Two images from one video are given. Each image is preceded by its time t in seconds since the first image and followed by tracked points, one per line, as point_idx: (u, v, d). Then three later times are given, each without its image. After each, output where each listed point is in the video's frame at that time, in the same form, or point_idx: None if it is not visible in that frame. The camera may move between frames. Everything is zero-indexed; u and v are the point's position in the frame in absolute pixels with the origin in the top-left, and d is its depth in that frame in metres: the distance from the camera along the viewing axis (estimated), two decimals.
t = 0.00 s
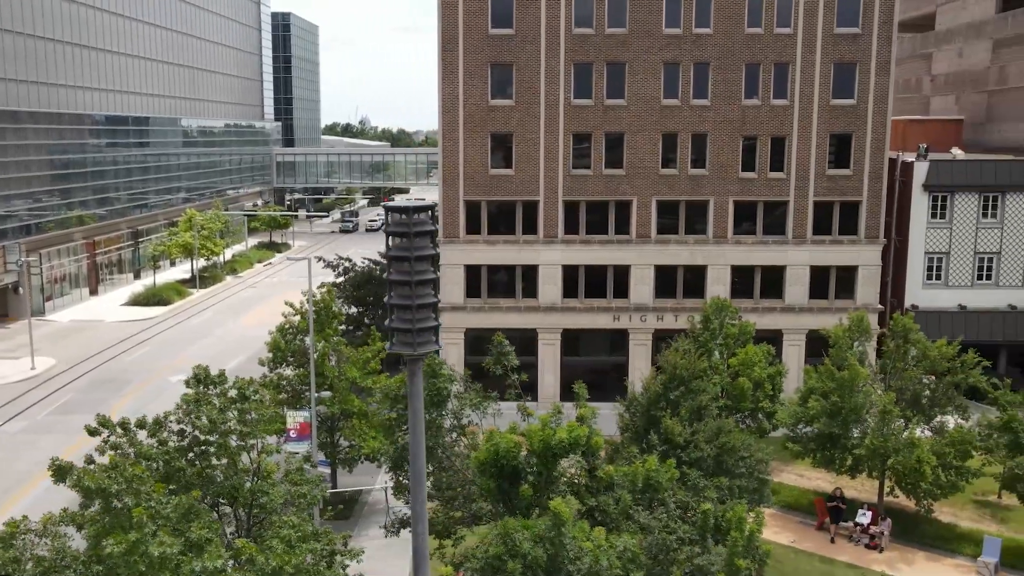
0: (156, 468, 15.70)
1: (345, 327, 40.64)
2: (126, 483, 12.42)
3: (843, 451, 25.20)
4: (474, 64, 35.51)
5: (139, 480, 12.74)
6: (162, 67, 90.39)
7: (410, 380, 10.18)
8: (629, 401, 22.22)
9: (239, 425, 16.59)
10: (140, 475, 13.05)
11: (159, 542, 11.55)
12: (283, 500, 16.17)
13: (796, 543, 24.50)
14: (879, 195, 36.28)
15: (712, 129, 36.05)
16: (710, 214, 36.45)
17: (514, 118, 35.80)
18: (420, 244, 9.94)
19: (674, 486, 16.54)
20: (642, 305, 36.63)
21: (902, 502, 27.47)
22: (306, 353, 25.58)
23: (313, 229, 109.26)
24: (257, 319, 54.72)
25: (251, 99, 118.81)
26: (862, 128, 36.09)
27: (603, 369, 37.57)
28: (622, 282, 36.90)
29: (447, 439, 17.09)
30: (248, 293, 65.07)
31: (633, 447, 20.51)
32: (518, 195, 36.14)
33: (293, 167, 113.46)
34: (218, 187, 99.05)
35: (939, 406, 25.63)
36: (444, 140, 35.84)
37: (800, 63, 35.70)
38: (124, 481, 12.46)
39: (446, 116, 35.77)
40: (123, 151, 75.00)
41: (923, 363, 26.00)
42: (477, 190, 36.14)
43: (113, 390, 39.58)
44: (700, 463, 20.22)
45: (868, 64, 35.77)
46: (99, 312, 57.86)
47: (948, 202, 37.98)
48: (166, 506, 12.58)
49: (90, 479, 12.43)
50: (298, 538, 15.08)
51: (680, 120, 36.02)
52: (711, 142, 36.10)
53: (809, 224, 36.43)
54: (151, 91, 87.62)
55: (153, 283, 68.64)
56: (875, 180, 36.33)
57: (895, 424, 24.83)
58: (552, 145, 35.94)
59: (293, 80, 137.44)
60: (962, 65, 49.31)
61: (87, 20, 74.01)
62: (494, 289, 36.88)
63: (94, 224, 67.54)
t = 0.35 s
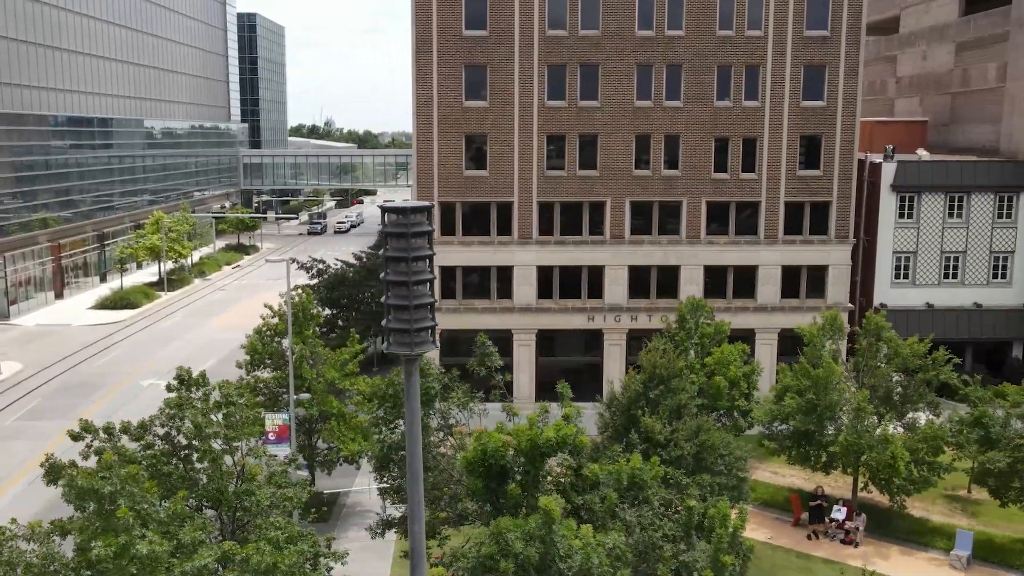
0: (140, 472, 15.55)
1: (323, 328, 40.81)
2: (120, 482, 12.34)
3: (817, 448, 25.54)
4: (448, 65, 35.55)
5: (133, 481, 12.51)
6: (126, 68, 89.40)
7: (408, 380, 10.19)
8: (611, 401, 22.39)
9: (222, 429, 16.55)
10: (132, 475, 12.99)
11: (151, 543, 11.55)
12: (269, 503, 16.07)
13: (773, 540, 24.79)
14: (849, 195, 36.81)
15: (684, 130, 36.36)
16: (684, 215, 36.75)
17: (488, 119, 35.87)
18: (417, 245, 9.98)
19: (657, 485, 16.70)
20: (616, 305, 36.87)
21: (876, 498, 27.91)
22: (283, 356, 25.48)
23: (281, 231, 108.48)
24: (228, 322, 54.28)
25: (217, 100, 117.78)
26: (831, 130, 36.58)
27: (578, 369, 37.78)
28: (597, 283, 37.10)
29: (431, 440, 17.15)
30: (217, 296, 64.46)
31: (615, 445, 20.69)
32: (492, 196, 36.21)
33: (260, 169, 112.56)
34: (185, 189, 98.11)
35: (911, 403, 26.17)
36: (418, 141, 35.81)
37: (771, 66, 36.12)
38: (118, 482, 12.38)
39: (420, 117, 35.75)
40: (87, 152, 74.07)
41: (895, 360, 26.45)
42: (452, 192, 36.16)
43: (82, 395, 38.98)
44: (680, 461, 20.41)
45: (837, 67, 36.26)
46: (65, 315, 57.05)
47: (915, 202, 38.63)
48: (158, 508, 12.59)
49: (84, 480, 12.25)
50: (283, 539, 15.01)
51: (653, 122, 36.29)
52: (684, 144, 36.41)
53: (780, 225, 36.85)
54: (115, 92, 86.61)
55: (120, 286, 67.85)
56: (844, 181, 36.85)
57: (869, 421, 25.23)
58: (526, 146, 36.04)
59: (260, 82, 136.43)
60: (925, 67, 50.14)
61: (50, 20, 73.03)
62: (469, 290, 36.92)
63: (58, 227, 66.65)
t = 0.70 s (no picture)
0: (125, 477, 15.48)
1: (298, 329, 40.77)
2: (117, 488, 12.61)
3: (792, 444, 25.92)
4: (421, 66, 35.56)
5: (128, 486, 12.77)
6: (88, 67, 88.20)
7: (406, 380, 10.23)
8: (590, 400, 22.59)
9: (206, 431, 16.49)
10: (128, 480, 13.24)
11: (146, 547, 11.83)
12: (253, 504, 16.02)
13: (749, 535, 25.10)
14: (817, 195, 37.32)
15: (656, 131, 36.65)
16: (656, 214, 37.05)
17: (461, 120, 35.92)
18: (414, 247, 10.05)
19: (641, 482, 16.88)
20: (589, 305, 37.08)
21: (849, 493, 28.36)
22: (261, 357, 25.39)
23: (247, 232, 107.58)
24: (197, 324, 53.82)
25: (181, 101, 116.67)
26: (800, 131, 37.07)
27: (552, 369, 37.96)
28: (570, 283, 37.30)
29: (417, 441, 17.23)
30: (185, 298, 63.87)
31: (596, 444, 20.87)
32: (466, 197, 36.26)
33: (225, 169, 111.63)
34: (150, 190, 96.93)
35: (881, 399, 26.62)
36: (391, 142, 35.77)
37: (741, 67, 36.52)
38: (114, 488, 12.63)
39: (394, 118, 35.71)
40: (49, 153, 73.01)
41: (867, 358, 26.90)
42: (425, 193, 36.17)
43: (51, 399, 38.43)
44: (660, 459, 20.65)
45: (806, 69, 36.76)
46: (30, 318, 56.22)
47: (881, 202, 39.27)
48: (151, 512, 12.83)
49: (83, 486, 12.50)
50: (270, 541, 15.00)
51: (626, 122, 36.54)
52: (656, 144, 36.71)
53: (751, 224, 37.28)
54: (77, 92, 85.45)
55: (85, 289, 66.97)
56: (813, 181, 37.36)
57: (842, 417, 25.64)
58: (500, 147, 36.13)
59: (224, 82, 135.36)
60: (889, 69, 50.93)
61: (10, 19, 71.89)
62: (443, 291, 36.94)
63: (21, 229, 65.66)
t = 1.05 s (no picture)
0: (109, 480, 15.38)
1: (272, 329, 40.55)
2: (110, 494, 13.24)
3: (770, 441, 26.25)
4: (396, 67, 35.55)
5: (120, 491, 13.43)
6: (52, 67, 87.07)
7: (403, 380, 10.30)
8: (571, 399, 22.70)
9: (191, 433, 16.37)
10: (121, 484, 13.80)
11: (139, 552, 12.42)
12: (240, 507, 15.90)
13: (728, 531, 25.36)
14: (789, 195, 37.77)
15: (630, 132, 36.92)
16: (630, 214, 37.29)
17: (437, 121, 35.96)
18: (412, 247, 10.11)
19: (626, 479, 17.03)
20: (565, 305, 37.23)
21: (824, 488, 28.72)
22: (239, 359, 25.26)
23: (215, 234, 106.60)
24: (167, 327, 53.28)
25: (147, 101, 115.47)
26: (772, 132, 37.50)
27: (528, 368, 38.11)
28: (546, 282, 37.44)
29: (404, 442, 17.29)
30: (153, 300, 63.17)
31: (578, 442, 20.97)
32: (442, 197, 36.32)
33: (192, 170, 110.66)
34: (116, 191, 95.79)
35: (856, 395, 27.00)
36: (366, 144, 35.71)
37: (714, 69, 36.88)
38: (108, 493, 13.25)
39: (369, 119, 35.66)
40: (14, 154, 71.97)
41: (841, 355, 27.29)
42: (401, 194, 36.16)
43: (21, 403, 37.88)
44: (642, 456, 20.79)
45: (778, 70, 37.19)
46: None
47: (851, 202, 39.81)
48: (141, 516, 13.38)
49: (77, 492, 13.04)
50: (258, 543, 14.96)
51: (600, 123, 36.76)
52: (630, 145, 36.96)
53: (724, 224, 37.65)
54: (41, 92, 84.34)
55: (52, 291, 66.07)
56: (785, 181, 37.80)
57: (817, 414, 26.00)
58: (475, 148, 36.21)
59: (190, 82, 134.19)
60: (856, 71, 51.62)
61: None
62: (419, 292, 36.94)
63: None
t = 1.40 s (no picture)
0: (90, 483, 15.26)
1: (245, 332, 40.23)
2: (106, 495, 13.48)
3: (745, 439, 26.58)
4: (369, 69, 35.51)
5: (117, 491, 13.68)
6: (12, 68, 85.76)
7: (401, 380, 10.35)
8: (551, 400, 22.80)
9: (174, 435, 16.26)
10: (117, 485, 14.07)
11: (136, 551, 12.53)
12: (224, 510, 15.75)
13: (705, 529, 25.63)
14: (759, 196, 38.23)
15: (602, 134, 37.16)
16: (603, 216, 37.52)
17: (410, 122, 35.96)
18: (411, 247, 10.18)
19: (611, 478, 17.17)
20: (539, 306, 37.35)
21: (798, 485, 29.09)
22: (216, 363, 25.11)
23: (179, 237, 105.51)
24: (134, 331, 52.60)
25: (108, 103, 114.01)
26: (742, 134, 37.94)
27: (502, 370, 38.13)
28: (519, 284, 37.57)
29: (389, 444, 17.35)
30: (118, 305, 62.31)
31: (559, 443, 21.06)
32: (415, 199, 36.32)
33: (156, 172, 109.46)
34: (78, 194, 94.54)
35: (829, 394, 27.41)
36: (340, 146, 35.62)
37: (685, 71, 37.24)
38: (104, 494, 13.50)
39: (342, 121, 35.59)
40: None
41: (814, 354, 27.68)
42: (375, 196, 36.10)
43: None
44: (623, 455, 20.94)
45: (747, 73, 37.63)
46: None
47: (819, 203, 40.41)
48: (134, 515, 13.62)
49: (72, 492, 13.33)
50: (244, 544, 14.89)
51: (573, 125, 36.97)
52: (602, 147, 37.20)
53: (695, 225, 38.02)
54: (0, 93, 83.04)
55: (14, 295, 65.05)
56: (755, 183, 38.25)
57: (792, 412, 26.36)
58: (449, 150, 36.26)
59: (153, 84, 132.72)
60: (821, 74, 52.35)
61: None
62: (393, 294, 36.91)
63: None
